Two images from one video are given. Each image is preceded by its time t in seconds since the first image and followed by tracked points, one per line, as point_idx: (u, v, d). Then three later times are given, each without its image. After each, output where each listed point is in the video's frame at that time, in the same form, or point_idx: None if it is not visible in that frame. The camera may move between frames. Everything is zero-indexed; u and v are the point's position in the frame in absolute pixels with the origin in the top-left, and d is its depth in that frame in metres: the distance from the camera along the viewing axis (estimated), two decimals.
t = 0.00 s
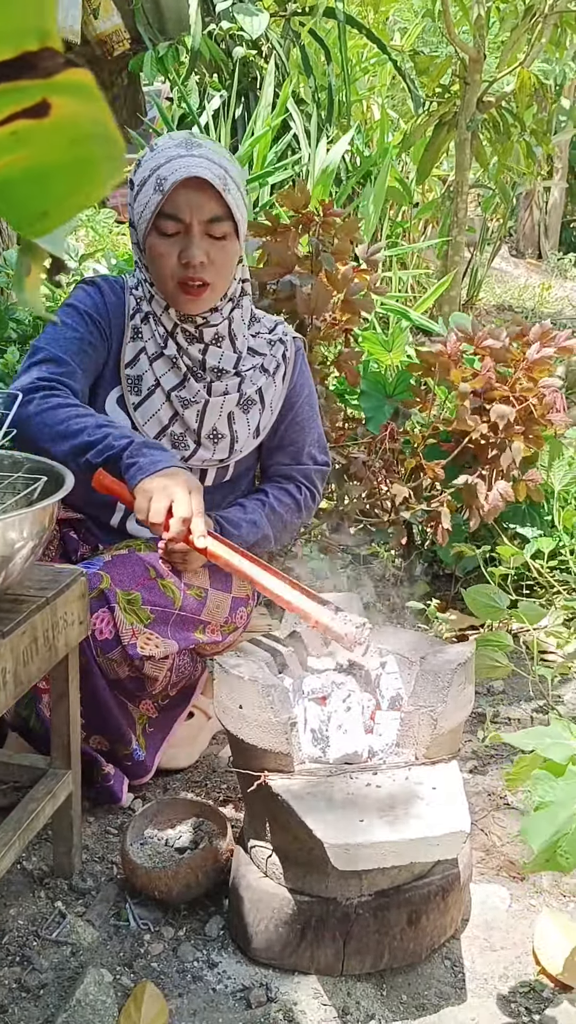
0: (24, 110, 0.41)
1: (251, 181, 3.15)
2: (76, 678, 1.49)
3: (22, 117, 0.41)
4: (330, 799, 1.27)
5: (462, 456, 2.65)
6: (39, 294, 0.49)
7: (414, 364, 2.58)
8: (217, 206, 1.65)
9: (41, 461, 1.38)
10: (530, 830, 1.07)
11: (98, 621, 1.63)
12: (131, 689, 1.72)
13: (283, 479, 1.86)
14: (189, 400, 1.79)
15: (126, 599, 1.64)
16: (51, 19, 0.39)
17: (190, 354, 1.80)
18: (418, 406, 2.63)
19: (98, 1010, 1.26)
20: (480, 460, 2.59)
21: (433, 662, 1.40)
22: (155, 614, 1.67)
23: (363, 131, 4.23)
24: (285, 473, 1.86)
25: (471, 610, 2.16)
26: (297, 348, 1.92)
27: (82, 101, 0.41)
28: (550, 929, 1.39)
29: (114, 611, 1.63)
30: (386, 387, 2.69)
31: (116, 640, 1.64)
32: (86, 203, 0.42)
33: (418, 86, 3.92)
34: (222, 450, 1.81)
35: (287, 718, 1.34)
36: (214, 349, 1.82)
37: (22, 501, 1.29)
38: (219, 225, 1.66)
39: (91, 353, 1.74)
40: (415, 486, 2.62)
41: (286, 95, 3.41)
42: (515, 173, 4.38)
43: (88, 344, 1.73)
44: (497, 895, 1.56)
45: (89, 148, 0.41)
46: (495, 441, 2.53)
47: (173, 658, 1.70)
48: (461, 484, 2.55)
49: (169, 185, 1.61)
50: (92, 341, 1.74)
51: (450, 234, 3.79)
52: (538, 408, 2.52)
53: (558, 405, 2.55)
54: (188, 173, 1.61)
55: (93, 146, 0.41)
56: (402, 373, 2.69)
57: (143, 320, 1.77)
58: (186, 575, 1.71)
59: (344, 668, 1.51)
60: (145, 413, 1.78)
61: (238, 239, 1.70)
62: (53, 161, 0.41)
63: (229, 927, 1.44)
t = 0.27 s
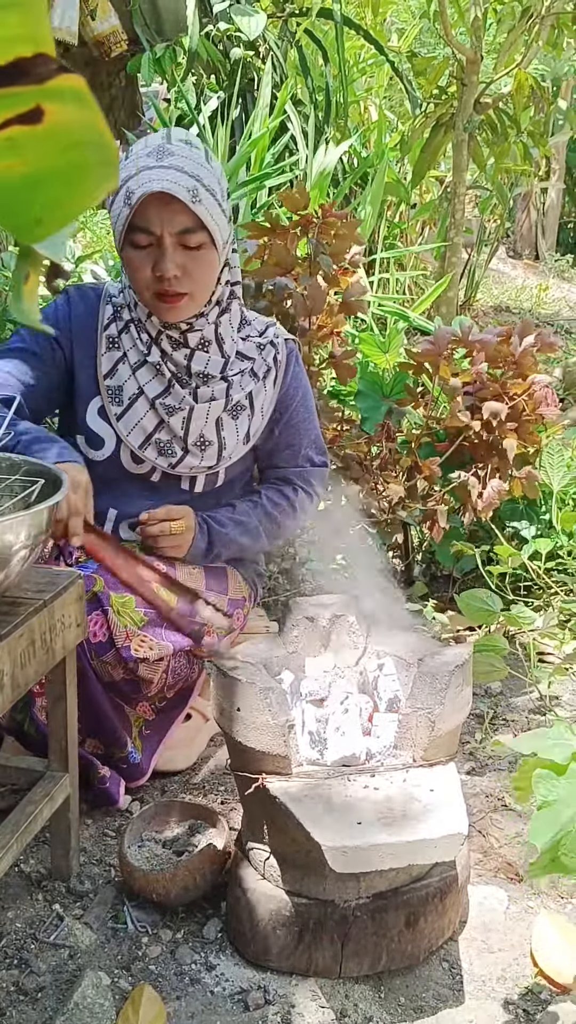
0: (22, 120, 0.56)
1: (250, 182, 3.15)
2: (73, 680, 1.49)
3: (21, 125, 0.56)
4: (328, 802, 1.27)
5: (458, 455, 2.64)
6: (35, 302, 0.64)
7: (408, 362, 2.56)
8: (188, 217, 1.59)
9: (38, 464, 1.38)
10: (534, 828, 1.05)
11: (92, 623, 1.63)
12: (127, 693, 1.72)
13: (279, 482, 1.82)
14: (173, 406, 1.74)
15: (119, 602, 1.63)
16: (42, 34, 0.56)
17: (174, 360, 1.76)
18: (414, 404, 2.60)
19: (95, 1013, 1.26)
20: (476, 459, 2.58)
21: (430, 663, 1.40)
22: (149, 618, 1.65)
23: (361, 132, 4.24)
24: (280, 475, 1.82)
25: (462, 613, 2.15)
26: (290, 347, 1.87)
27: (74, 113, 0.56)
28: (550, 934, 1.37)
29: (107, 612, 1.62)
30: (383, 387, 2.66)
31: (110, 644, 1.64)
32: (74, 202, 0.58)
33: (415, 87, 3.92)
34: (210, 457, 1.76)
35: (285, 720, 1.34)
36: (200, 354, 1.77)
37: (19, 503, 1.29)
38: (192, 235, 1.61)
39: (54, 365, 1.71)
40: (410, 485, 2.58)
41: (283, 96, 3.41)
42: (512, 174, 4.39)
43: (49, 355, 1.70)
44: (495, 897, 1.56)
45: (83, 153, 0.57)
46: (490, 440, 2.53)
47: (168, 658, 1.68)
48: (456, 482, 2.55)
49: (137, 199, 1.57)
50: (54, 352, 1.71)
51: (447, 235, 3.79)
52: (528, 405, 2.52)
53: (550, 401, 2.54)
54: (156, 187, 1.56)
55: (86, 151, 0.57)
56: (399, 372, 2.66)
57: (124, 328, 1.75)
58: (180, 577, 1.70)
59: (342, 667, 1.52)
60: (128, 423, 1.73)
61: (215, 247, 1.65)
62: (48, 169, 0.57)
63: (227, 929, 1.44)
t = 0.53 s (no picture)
0: (36, 134, 0.61)
1: (248, 184, 3.15)
2: (73, 684, 1.49)
3: (36, 140, 0.61)
4: (328, 807, 1.27)
5: (458, 458, 2.62)
6: (49, 308, 0.65)
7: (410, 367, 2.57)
8: (148, 228, 1.53)
9: (38, 468, 1.38)
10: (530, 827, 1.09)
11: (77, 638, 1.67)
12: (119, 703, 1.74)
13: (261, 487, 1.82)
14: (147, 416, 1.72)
15: (100, 615, 1.65)
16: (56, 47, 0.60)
17: (146, 367, 1.73)
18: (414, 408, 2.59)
19: (96, 1017, 1.26)
20: (475, 463, 2.58)
21: (430, 669, 1.39)
22: (131, 628, 1.68)
23: (359, 133, 4.24)
24: (263, 479, 1.83)
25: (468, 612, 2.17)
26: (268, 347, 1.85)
27: (91, 134, 0.60)
28: (548, 933, 1.37)
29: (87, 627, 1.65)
30: (381, 390, 2.65)
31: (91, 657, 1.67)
32: (94, 205, 0.62)
33: (414, 88, 3.92)
34: (187, 464, 1.75)
35: (284, 724, 1.34)
36: (173, 360, 1.75)
37: (20, 507, 1.29)
38: (155, 246, 1.55)
39: (39, 387, 1.69)
40: (409, 489, 2.59)
41: (281, 98, 3.41)
42: (511, 176, 4.39)
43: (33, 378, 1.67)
44: (495, 900, 1.56)
45: (96, 169, 0.61)
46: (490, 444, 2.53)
47: (153, 666, 1.71)
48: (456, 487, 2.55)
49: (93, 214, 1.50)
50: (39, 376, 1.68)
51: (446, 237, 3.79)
52: (530, 409, 2.52)
53: (553, 406, 2.54)
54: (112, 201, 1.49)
55: (100, 165, 0.61)
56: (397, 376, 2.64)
57: (96, 338, 1.72)
58: (163, 584, 1.71)
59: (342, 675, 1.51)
60: (103, 434, 1.71)
61: (179, 253, 1.58)
62: (63, 179, 0.61)
63: (227, 933, 1.44)
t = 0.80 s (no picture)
0: (28, 162, 0.51)
1: (249, 185, 3.15)
2: (75, 686, 1.48)
3: (26, 168, 0.51)
4: (330, 808, 1.27)
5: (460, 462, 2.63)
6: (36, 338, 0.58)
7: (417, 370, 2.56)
8: (138, 229, 1.52)
9: (39, 470, 1.37)
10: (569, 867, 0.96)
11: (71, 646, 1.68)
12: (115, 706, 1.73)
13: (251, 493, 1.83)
14: (140, 423, 1.71)
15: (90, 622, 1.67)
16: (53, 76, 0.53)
17: (137, 371, 1.71)
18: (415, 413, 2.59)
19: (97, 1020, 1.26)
20: (476, 465, 2.58)
21: (431, 670, 1.39)
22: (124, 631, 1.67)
23: (358, 134, 4.24)
24: (253, 484, 1.83)
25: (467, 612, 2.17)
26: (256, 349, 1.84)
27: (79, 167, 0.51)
28: (549, 936, 1.38)
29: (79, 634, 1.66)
30: (380, 392, 2.58)
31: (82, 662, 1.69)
32: (83, 241, 0.52)
33: (413, 88, 3.92)
34: (182, 471, 1.74)
35: (286, 725, 1.34)
36: (162, 363, 1.73)
37: (21, 508, 1.29)
38: (144, 247, 1.53)
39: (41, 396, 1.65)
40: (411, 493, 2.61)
41: (281, 98, 3.40)
42: (510, 176, 4.39)
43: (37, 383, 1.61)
44: (496, 901, 1.56)
45: (85, 199, 0.51)
46: (493, 447, 2.53)
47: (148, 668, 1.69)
48: (457, 490, 2.56)
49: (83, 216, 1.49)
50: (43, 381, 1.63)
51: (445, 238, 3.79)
52: (534, 415, 2.55)
53: (556, 411, 2.58)
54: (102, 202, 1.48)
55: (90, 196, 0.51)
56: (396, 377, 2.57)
57: (88, 344, 1.69)
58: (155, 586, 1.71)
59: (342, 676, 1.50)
60: (98, 442, 1.69)
61: (169, 254, 1.57)
62: (53, 212, 0.52)
63: (229, 935, 1.44)
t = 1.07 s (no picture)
0: None
1: (249, 186, 3.15)
2: (75, 687, 1.48)
3: None
4: (332, 809, 1.27)
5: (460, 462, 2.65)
6: None
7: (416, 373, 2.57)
8: (169, 237, 1.54)
9: (40, 471, 1.38)
10: None
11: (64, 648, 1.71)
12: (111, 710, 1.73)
13: (214, 542, 1.73)
14: (119, 434, 1.70)
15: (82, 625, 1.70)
16: None
17: (125, 383, 1.71)
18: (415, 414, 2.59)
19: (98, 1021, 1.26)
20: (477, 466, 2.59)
21: (432, 671, 1.39)
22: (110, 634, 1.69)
23: (358, 134, 4.24)
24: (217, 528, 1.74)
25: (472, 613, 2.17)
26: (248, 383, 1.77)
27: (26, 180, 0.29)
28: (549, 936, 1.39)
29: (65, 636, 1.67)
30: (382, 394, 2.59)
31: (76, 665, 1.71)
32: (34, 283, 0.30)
33: (413, 89, 3.92)
34: (148, 493, 1.72)
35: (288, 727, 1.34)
36: (152, 378, 1.72)
37: (23, 509, 1.29)
38: (170, 256, 1.55)
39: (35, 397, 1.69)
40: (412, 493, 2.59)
41: (281, 100, 3.40)
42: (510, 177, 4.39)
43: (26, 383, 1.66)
44: (497, 903, 1.55)
45: (36, 230, 0.29)
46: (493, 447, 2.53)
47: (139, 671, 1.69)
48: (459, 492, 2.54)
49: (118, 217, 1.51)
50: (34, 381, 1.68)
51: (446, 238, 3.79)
52: (534, 415, 2.56)
53: (555, 411, 2.57)
54: (137, 205, 1.50)
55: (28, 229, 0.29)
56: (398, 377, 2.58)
57: (80, 348, 1.70)
58: (148, 590, 1.72)
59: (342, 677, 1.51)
60: (75, 447, 1.69)
61: (192, 268, 1.60)
62: None
63: (229, 936, 1.44)
